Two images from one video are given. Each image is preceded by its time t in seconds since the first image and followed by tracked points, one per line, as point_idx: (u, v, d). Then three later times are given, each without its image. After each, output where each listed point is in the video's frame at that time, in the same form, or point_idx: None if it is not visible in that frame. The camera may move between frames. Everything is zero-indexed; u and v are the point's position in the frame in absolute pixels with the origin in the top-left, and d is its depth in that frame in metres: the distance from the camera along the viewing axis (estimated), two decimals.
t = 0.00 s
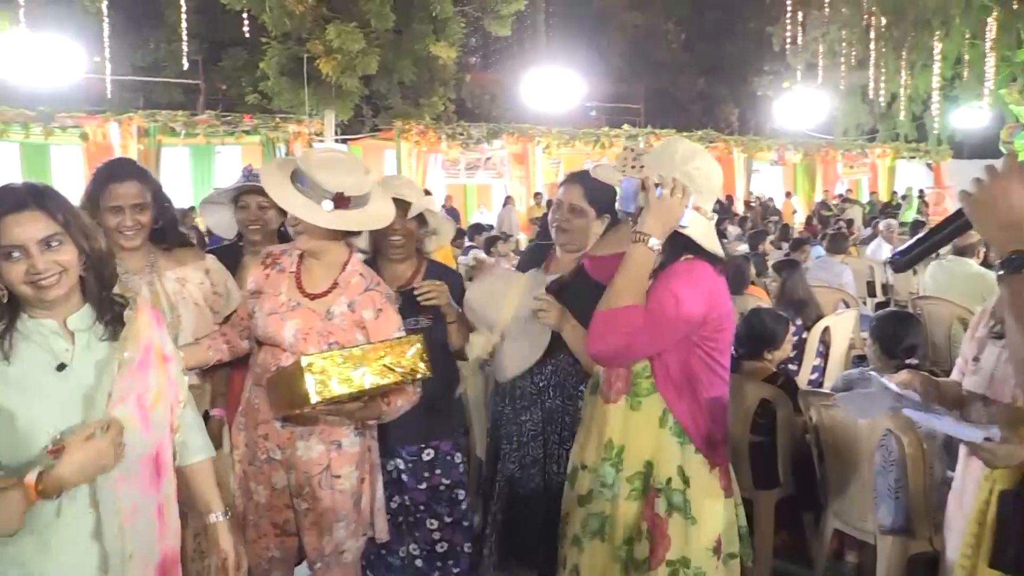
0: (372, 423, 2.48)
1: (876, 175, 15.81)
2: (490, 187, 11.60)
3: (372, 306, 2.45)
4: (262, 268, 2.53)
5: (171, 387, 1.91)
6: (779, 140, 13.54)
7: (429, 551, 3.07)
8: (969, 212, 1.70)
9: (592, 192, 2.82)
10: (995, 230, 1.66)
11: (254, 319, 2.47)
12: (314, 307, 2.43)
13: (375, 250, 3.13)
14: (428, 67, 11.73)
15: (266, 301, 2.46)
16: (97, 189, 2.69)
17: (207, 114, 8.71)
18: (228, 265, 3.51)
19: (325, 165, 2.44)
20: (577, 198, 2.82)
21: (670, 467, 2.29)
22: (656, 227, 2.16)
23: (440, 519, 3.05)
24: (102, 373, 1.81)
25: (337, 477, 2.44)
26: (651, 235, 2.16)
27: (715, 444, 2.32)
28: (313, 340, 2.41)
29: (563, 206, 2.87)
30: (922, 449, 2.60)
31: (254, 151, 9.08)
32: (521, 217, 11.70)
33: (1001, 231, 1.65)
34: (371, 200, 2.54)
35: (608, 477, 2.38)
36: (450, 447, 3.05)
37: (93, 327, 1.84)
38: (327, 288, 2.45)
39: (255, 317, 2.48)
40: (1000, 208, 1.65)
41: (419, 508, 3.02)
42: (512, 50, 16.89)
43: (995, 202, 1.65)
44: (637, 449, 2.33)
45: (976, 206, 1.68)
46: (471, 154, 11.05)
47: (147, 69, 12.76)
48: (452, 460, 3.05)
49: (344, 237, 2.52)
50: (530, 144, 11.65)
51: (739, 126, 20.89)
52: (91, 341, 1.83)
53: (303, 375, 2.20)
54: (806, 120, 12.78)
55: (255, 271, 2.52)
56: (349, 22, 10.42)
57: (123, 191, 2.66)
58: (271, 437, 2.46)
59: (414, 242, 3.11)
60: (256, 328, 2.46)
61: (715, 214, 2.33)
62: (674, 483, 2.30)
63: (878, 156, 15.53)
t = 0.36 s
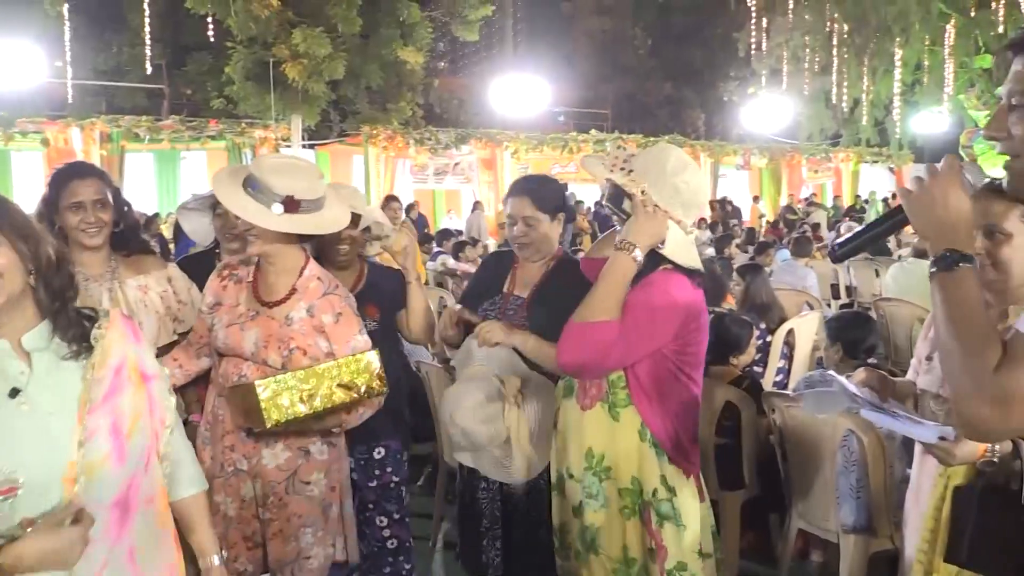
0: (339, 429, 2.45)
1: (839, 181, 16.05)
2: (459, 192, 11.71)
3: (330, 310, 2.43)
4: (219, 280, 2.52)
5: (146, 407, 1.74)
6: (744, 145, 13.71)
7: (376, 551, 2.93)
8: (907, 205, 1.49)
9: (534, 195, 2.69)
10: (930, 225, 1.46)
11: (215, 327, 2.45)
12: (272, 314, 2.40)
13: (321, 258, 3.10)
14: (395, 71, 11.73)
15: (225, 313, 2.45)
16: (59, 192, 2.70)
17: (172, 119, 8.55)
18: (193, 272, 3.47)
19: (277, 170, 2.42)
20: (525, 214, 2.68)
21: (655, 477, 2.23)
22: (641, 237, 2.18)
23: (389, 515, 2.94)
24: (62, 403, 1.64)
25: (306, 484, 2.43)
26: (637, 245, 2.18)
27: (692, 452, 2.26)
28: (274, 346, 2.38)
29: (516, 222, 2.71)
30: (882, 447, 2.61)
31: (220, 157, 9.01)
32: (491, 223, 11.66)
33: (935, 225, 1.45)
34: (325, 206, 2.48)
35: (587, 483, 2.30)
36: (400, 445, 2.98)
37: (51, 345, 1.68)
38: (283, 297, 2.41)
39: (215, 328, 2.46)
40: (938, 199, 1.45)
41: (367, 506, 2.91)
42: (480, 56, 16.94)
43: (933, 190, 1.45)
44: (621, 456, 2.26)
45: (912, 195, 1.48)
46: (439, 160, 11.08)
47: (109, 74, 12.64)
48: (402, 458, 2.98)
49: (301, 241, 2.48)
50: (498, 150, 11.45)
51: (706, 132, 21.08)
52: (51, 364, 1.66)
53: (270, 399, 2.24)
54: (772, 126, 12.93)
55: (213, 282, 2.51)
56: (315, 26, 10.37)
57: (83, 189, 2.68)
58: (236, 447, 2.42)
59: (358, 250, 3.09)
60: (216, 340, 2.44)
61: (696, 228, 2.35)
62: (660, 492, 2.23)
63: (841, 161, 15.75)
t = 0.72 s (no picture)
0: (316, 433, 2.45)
1: (825, 179, 16.13)
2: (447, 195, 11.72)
3: (302, 316, 2.42)
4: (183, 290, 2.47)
5: (121, 469, 1.36)
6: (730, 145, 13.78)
7: (361, 553, 2.98)
8: (912, 190, 1.42)
9: (488, 197, 2.66)
10: (935, 209, 1.38)
11: (184, 337, 2.41)
12: (243, 322, 2.38)
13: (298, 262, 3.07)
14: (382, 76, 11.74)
15: (193, 323, 2.40)
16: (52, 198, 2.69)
17: (156, 126, 8.56)
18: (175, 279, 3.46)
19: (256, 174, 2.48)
20: (481, 216, 2.66)
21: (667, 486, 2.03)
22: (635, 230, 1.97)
23: (373, 517, 2.98)
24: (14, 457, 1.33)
25: (284, 493, 2.42)
26: (634, 239, 1.96)
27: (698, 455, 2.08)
28: (247, 352, 2.35)
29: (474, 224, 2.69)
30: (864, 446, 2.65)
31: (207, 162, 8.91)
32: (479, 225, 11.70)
33: (941, 210, 1.37)
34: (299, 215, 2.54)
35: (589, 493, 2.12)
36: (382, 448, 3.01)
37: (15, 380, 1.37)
38: (253, 304, 2.40)
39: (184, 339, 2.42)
40: (948, 183, 1.37)
41: (350, 509, 2.94)
42: (466, 59, 16.95)
43: (943, 173, 1.37)
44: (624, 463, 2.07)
45: (918, 180, 1.40)
46: (427, 163, 11.00)
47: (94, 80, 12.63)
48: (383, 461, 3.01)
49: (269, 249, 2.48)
50: (486, 153, 11.47)
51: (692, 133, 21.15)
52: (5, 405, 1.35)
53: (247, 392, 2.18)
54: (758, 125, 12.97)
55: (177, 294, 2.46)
56: (299, 30, 10.32)
57: (76, 196, 2.67)
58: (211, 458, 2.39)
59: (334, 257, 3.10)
60: (186, 349, 2.40)
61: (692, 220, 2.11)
62: (674, 501, 2.04)
63: (827, 160, 15.84)
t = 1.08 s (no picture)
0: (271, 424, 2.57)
1: (801, 176, 16.23)
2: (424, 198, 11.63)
3: (248, 309, 2.52)
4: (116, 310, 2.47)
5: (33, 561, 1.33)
6: (706, 144, 13.88)
7: (336, 559, 3.02)
8: (923, 171, 1.70)
9: (435, 205, 2.89)
10: (947, 188, 1.66)
11: (128, 355, 2.41)
12: (190, 326, 2.44)
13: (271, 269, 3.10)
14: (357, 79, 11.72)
15: (136, 338, 2.42)
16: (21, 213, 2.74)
17: (129, 133, 8.33)
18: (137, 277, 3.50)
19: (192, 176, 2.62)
20: (423, 218, 2.90)
21: (670, 493, 2.13)
22: (681, 264, 1.96)
23: (346, 524, 3.01)
24: None
25: (253, 492, 2.51)
26: (681, 274, 1.95)
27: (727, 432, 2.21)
28: (202, 356, 2.42)
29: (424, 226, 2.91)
30: (837, 442, 2.69)
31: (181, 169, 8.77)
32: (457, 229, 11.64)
33: (951, 188, 1.65)
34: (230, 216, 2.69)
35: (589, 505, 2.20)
36: (353, 454, 3.06)
37: None
38: (195, 307, 2.46)
39: (129, 357, 2.42)
40: (955, 166, 1.65)
41: (324, 515, 2.99)
42: (443, 61, 16.94)
43: (950, 154, 1.65)
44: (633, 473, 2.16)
45: (932, 162, 1.68)
46: (404, 166, 10.91)
47: (65, 88, 12.51)
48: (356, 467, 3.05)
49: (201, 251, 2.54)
50: (463, 155, 11.52)
51: (669, 132, 21.20)
52: None
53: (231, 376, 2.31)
54: (733, 124, 13.06)
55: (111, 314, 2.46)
56: (273, 34, 10.29)
57: (50, 212, 2.72)
58: (174, 473, 2.40)
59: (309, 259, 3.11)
60: (133, 366, 2.41)
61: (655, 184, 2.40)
62: (695, 511, 2.12)
63: (802, 157, 16.00)
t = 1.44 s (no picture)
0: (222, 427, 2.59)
1: (759, 176, 16.45)
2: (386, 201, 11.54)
3: (201, 312, 2.54)
4: (61, 309, 2.38)
5: None
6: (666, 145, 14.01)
7: (295, 565, 3.12)
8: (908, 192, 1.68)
9: (368, 208, 2.93)
10: (936, 205, 1.64)
11: (79, 359, 2.37)
12: (145, 328, 2.43)
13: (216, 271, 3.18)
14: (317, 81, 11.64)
15: (90, 341, 2.37)
16: None
17: (82, 136, 8.08)
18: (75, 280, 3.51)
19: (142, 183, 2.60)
20: (354, 221, 2.93)
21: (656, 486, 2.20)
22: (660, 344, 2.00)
23: (305, 529, 3.12)
24: None
25: (204, 500, 2.50)
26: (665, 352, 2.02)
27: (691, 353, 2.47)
28: (162, 359, 2.44)
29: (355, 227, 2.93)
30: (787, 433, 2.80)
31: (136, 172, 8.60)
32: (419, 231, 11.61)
33: (936, 207, 1.64)
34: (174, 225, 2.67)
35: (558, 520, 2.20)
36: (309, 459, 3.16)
37: None
38: (148, 310, 2.45)
39: (81, 361, 2.37)
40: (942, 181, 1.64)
41: (283, 520, 3.09)
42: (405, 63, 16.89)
43: (935, 171, 1.64)
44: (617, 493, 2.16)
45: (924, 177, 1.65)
46: (366, 168, 10.82)
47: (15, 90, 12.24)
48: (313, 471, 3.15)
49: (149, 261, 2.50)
50: (425, 157, 11.51)
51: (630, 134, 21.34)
52: None
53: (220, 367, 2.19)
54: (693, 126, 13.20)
55: (57, 314, 2.37)
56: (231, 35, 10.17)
57: None
58: (124, 482, 2.38)
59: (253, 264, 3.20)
60: (87, 370, 2.37)
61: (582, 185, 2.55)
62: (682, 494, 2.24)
63: (760, 157, 16.23)
